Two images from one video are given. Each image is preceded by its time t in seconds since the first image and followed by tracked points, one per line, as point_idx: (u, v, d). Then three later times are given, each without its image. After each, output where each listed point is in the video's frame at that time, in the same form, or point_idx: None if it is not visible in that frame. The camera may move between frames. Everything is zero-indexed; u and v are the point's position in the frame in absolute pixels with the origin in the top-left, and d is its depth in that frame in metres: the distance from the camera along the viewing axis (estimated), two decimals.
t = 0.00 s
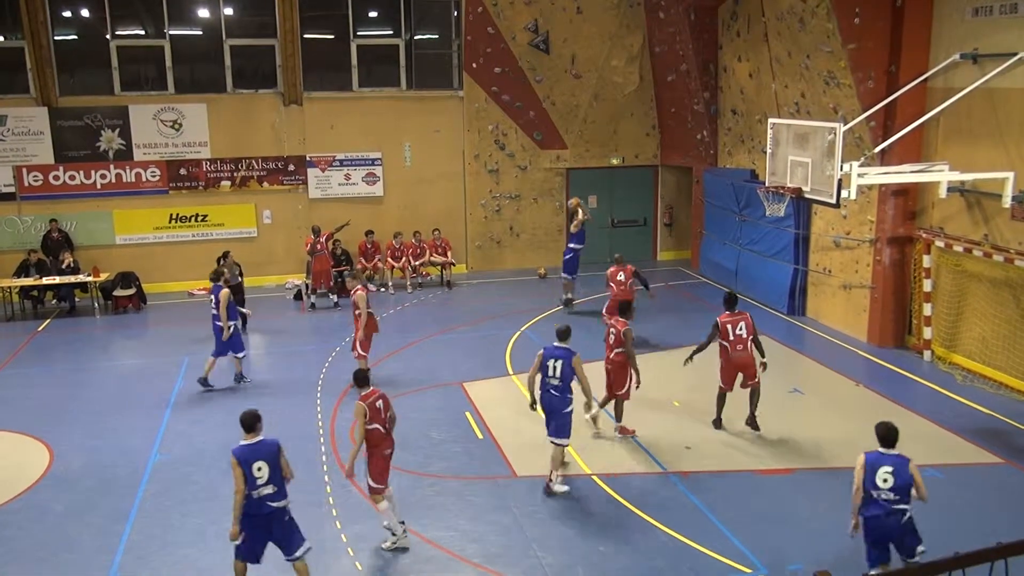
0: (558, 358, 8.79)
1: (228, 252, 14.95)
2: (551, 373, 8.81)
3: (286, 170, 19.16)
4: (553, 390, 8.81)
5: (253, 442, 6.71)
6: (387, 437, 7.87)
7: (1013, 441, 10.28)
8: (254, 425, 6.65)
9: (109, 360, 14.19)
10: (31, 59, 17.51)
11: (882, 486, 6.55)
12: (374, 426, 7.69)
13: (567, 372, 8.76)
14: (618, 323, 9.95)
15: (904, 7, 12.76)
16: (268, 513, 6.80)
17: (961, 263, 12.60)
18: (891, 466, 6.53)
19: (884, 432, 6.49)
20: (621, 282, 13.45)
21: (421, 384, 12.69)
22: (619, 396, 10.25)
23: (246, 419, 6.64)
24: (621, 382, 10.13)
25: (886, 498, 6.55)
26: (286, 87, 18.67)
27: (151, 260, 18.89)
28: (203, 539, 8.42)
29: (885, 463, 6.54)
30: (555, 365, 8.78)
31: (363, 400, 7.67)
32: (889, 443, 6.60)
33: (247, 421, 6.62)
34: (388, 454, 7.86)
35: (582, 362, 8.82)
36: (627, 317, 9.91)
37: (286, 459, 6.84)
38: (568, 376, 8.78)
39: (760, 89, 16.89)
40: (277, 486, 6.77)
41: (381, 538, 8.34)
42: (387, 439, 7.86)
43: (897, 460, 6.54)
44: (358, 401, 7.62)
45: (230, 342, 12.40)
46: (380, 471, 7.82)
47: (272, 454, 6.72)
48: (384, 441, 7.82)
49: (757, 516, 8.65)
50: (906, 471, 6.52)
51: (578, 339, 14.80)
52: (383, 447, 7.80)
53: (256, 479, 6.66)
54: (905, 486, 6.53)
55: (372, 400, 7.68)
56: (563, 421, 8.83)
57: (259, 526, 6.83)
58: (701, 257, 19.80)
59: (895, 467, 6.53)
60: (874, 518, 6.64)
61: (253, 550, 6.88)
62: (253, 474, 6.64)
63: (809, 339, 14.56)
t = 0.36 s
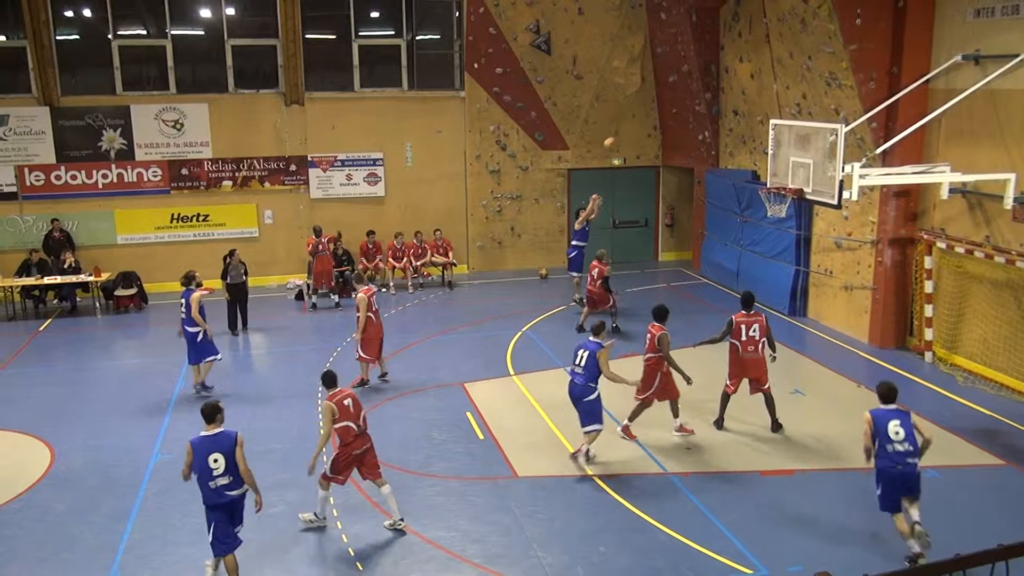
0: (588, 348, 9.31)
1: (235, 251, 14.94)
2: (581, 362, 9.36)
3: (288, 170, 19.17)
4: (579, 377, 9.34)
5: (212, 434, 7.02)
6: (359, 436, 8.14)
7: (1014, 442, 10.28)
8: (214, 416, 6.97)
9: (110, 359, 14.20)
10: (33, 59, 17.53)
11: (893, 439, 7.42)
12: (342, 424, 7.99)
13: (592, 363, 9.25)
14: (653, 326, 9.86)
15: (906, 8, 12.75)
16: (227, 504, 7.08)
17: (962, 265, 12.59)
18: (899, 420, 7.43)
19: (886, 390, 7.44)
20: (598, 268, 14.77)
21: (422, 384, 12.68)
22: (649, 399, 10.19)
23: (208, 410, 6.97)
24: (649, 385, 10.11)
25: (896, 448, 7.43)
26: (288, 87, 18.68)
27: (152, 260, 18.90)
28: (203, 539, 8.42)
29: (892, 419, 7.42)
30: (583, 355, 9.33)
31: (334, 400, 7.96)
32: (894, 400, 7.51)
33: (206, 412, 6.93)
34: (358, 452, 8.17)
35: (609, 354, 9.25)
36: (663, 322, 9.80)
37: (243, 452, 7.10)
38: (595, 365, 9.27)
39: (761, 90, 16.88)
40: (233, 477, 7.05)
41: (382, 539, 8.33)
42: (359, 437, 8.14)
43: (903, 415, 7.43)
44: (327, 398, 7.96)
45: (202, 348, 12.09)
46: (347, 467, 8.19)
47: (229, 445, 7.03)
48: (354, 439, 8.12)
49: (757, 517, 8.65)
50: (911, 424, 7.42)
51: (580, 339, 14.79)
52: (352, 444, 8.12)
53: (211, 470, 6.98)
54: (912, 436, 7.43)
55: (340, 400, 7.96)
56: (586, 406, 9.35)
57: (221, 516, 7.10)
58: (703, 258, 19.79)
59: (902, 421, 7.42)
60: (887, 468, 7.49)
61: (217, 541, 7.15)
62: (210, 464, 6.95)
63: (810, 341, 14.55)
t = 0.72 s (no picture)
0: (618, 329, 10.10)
1: (238, 250, 14.96)
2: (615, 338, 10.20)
3: (288, 171, 19.17)
4: (610, 353, 10.22)
5: (188, 419, 7.40)
6: (312, 430, 8.23)
7: (1013, 442, 10.29)
8: (192, 404, 7.34)
9: (110, 360, 14.20)
10: (34, 60, 17.54)
11: (881, 394, 8.59)
12: (293, 416, 8.10)
13: (621, 342, 10.10)
14: (687, 325, 9.88)
15: (906, 9, 12.76)
16: (193, 487, 7.44)
17: (962, 265, 12.59)
18: (887, 377, 8.57)
19: (876, 349, 8.55)
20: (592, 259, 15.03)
21: (424, 385, 12.69)
22: (698, 399, 10.07)
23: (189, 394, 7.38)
24: (691, 385, 10.03)
25: (884, 402, 8.60)
26: (288, 88, 18.68)
27: (153, 261, 18.90)
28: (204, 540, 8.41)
29: (881, 376, 8.57)
30: (614, 334, 10.16)
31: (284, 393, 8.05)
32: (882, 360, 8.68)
33: (184, 398, 7.32)
34: (313, 445, 8.24)
35: (637, 338, 9.95)
36: (694, 318, 9.85)
37: (217, 441, 7.43)
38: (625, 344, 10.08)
39: (761, 91, 16.89)
40: (203, 464, 7.40)
41: (380, 540, 8.33)
42: (312, 430, 8.23)
43: (890, 373, 8.58)
44: (281, 390, 8.08)
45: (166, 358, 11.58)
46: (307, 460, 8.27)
47: (201, 433, 7.35)
48: (307, 432, 8.19)
49: (757, 517, 8.65)
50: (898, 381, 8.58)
51: (579, 341, 14.79)
52: (305, 436, 8.18)
53: (183, 454, 7.34)
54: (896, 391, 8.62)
55: (294, 393, 8.07)
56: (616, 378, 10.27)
57: (186, 497, 7.48)
58: (703, 259, 19.80)
59: (889, 378, 8.57)
60: (874, 419, 8.66)
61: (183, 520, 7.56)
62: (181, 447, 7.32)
63: (811, 342, 14.54)
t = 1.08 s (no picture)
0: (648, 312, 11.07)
1: (235, 251, 15.02)
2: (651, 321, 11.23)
3: (287, 173, 19.18)
4: (644, 335, 11.21)
5: (167, 412, 7.51)
6: (261, 434, 8.24)
7: (1014, 442, 10.29)
8: (171, 396, 7.48)
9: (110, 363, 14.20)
10: (33, 63, 17.55)
11: (857, 362, 9.50)
12: (241, 419, 8.13)
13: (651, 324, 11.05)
14: (716, 330, 9.86)
15: (905, 9, 12.76)
16: (175, 477, 7.61)
17: (962, 266, 12.58)
18: (864, 348, 9.46)
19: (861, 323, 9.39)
20: (584, 258, 14.87)
21: (424, 386, 12.69)
22: (722, 404, 9.97)
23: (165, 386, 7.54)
24: (718, 391, 9.91)
25: (858, 369, 9.51)
26: (287, 90, 18.69)
27: (152, 263, 18.90)
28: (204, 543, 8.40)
29: (858, 346, 9.47)
30: (645, 319, 11.13)
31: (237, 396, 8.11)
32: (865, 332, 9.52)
33: (164, 391, 7.46)
34: (262, 451, 8.27)
35: (665, 319, 10.89)
36: (720, 322, 9.86)
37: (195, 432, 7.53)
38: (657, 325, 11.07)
39: (760, 92, 16.90)
40: (182, 456, 7.52)
41: (380, 542, 8.33)
42: (259, 435, 8.24)
43: (868, 345, 9.44)
44: (234, 392, 8.15)
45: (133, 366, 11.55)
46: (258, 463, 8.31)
47: (179, 427, 7.46)
48: (255, 436, 8.21)
49: (757, 518, 8.64)
50: (874, 353, 9.42)
51: (579, 342, 14.79)
52: (253, 441, 8.21)
53: (163, 446, 7.47)
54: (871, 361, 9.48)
55: (244, 396, 8.09)
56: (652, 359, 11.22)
57: (169, 485, 7.66)
58: (703, 260, 19.79)
59: (866, 350, 9.45)
60: (847, 380, 9.65)
61: (168, 506, 7.78)
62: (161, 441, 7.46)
63: (811, 342, 14.53)
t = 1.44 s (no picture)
0: (692, 302, 12.25)
1: (224, 252, 15.05)
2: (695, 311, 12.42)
3: (287, 174, 19.18)
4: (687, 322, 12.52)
5: (158, 405, 7.83)
6: (212, 431, 8.26)
7: (1014, 441, 10.29)
8: (163, 388, 7.90)
9: (109, 364, 14.20)
10: (32, 65, 17.55)
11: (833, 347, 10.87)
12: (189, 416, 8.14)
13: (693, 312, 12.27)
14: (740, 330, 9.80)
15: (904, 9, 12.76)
16: (166, 468, 7.87)
17: (962, 266, 12.58)
18: (839, 335, 10.82)
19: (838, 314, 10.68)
20: (576, 258, 14.84)
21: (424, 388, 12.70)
22: (749, 407, 9.91)
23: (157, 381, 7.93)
24: (745, 394, 9.84)
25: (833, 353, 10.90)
26: (287, 92, 18.69)
27: (152, 265, 18.89)
28: (204, 545, 8.40)
29: (836, 334, 10.81)
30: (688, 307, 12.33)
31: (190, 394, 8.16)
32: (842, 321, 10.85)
33: (155, 384, 7.88)
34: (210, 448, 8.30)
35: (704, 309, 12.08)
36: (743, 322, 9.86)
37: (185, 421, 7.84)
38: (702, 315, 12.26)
39: (759, 92, 16.92)
40: (173, 446, 7.80)
41: (380, 543, 8.32)
42: (211, 433, 8.26)
43: (843, 331, 10.81)
44: (185, 388, 8.19)
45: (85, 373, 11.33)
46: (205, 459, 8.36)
47: (169, 418, 7.78)
48: (206, 434, 8.23)
49: (758, 519, 8.63)
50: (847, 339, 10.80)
51: (578, 343, 14.78)
52: (201, 438, 8.24)
53: (154, 437, 7.77)
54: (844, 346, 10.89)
55: (195, 393, 8.15)
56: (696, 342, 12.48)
57: (161, 478, 7.91)
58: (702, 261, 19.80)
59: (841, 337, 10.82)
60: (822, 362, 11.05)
61: (163, 501, 7.95)
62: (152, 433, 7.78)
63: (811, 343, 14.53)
